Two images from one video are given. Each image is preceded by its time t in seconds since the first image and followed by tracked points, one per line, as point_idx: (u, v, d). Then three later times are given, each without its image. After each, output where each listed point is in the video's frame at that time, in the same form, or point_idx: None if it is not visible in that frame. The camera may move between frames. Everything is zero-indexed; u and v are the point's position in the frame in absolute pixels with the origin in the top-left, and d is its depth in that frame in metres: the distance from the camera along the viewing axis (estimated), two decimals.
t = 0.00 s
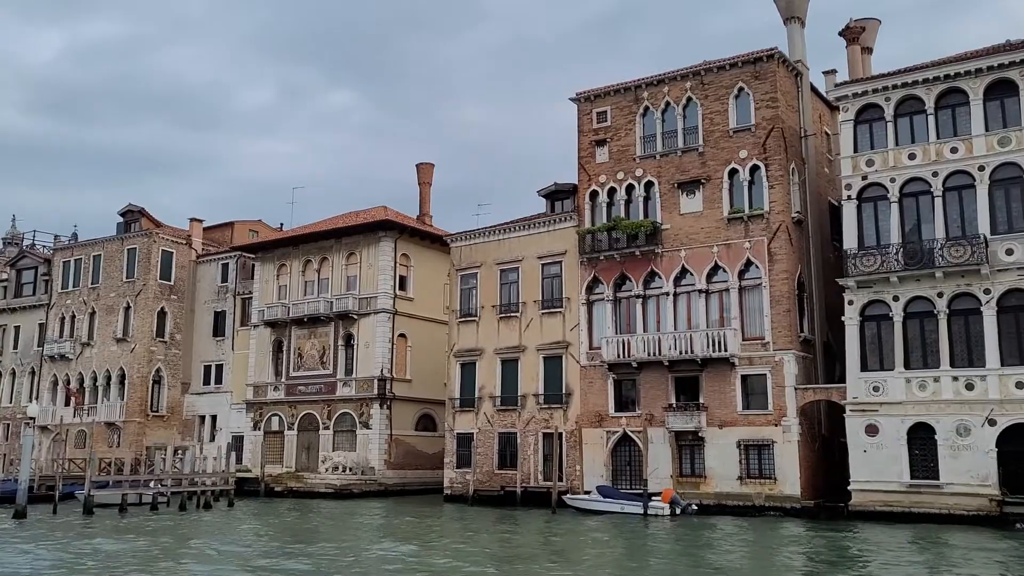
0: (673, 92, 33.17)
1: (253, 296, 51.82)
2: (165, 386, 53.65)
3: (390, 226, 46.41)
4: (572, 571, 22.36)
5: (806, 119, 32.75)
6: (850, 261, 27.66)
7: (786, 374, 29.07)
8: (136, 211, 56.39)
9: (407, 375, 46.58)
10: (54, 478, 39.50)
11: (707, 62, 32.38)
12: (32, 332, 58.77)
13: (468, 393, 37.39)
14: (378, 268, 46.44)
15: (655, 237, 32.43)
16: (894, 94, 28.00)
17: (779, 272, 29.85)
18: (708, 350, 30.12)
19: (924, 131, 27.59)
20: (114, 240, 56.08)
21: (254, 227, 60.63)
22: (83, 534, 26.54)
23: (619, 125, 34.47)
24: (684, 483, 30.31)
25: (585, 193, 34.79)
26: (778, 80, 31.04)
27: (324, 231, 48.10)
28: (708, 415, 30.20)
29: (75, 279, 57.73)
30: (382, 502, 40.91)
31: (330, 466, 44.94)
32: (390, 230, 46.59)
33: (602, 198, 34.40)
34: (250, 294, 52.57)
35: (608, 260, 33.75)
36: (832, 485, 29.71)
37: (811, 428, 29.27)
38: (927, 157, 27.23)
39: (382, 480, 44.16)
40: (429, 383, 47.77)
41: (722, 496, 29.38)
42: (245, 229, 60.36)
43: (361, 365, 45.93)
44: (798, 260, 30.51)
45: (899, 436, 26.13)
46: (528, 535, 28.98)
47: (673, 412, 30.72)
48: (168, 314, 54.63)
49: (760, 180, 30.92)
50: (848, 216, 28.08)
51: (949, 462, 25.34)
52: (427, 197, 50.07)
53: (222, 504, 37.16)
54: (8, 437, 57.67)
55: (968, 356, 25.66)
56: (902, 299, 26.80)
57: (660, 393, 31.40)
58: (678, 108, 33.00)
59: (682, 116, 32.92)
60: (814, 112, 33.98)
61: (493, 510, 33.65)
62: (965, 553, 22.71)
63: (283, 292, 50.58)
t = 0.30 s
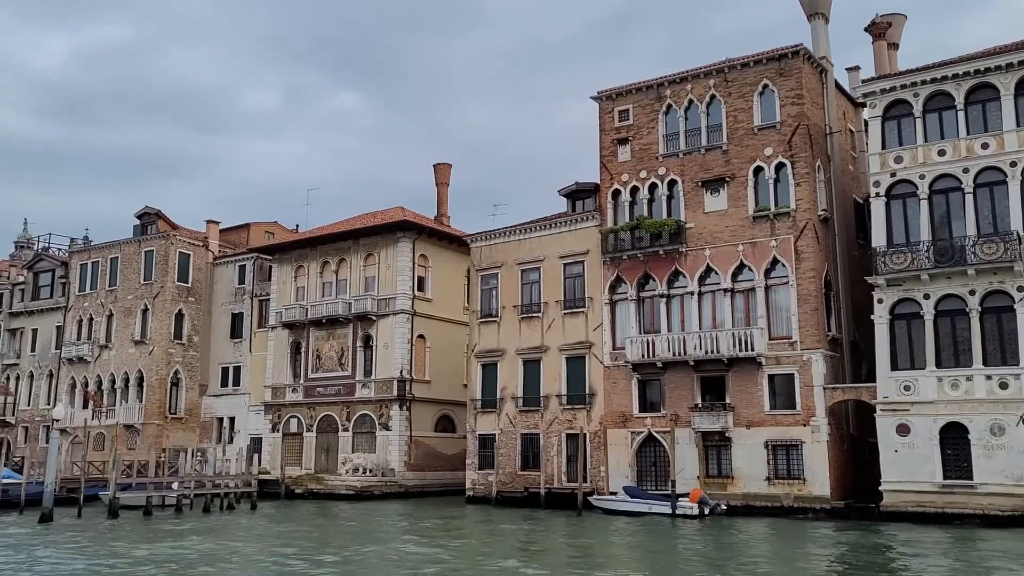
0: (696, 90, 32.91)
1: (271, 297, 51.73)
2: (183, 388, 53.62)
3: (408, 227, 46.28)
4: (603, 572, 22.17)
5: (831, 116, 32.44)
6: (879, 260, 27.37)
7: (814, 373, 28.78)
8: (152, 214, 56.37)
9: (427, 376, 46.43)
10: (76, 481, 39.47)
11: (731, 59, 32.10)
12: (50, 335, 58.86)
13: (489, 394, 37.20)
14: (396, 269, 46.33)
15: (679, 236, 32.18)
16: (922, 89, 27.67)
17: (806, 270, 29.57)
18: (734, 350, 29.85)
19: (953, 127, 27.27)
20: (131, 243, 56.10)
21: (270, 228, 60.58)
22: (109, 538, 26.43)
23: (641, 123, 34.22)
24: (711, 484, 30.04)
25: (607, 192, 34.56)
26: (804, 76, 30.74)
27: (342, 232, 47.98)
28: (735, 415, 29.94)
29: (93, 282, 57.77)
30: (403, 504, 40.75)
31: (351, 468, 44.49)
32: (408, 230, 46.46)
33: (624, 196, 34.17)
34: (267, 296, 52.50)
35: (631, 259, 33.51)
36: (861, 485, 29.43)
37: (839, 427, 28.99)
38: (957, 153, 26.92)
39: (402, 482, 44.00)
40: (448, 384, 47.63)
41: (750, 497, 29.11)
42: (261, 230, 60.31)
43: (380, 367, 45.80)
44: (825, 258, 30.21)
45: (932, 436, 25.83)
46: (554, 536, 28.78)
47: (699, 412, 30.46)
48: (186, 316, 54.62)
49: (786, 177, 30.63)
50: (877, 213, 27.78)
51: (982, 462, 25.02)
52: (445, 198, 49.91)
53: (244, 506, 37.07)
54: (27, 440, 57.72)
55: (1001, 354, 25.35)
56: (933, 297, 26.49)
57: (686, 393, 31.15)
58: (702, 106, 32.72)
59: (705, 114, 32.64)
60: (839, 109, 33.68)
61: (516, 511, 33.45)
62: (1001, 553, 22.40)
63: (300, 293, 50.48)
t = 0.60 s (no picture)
0: (721, 87, 32.58)
1: (290, 298, 51.65)
2: (203, 390, 53.61)
3: (429, 227, 46.13)
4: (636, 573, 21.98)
5: (859, 112, 32.07)
6: (911, 257, 27.04)
7: (846, 373, 28.47)
8: (172, 216, 56.41)
9: (448, 377, 46.27)
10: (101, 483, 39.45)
11: (757, 55, 31.77)
12: (70, 337, 58.96)
13: (513, 394, 36.98)
14: (417, 270, 46.18)
15: (706, 234, 31.89)
16: (955, 84, 27.29)
17: (836, 268, 29.24)
18: (764, 349, 29.56)
19: (987, 122, 26.89)
20: (151, 245, 56.14)
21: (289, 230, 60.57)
22: (139, 541, 26.31)
23: (666, 121, 33.93)
24: (741, 485, 29.75)
25: (632, 190, 34.29)
26: (832, 72, 30.40)
27: (362, 233, 47.85)
28: (765, 415, 29.65)
29: (112, 284, 57.82)
30: (426, 505, 40.59)
31: (373, 469, 44.08)
32: (429, 230, 46.30)
33: (649, 195, 33.89)
34: (286, 298, 52.43)
35: (657, 258, 33.24)
36: (893, 486, 29.09)
37: (871, 427, 28.66)
38: (991, 149, 26.55)
39: (425, 483, 43.85)
40: (469, 384, 47.48)
41: (781, 497, 28.81)
42: (279, 232, 60.29)
43: (402, 367, 45.67)
44: (855, 255, 29.87)
45: (967, 435, 25.48)
46: (582, 537, 28.57)
47: (729, 412, 30.17)
48: (206, 317, 54.63)
49: (815, 174, 30.31)
50: (909, 210, 27.44)
51: (1020, 461, 24.68)
52: (465, 198, 49.74)
53: (269, 507, 36.95)
54: (48, 442, 57.81)
55: None
56: (967, 294, 26.14)
57: (714, 393, 30.86)
58: (728, 103, 32.40)
59: (731, 111, 32.31)
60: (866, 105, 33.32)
61: (543, 512, 33.24)
62: None
63: (320, 294, 50.37)
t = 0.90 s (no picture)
0: (748, 83, 32.26)
1: (310, 299, 51.54)
2: (222, 390, 53.61)
3: (449, 227, 45.96)
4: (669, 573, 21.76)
5: (887, 109, 31.71)
6: (944, 254, 26.70)
7: (877, 372, 28.16)
8: (190, 216, 56.43)
9: (469, 377, 46.09)
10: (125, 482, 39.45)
11: (784, 51, 31.45)
12: (90, 338, 59.05)
13: (536, 394, 36.76)
14: (437, 269, 46.02)
15: (733, 233, 31.59)
16: (988, 79, 26.92)
17: (866, 266, 28.92)
18: (793, 348, 29.26)
19: (1021, 118, 26.51)
20: (170, 245, 56.16)
21: (306, 230, 60.52)
22: (166, 542, 26.22)
23: (691, 118, 33.63)
24: (770, 485, 29.47)
25: (656, 189, 34.02)
26: (861, 68, 30.06)
27: (382, 232, 47.70)
28: (794, 415, 29.35)
29: (131, 284, 57.87)
30: (448, 506, 40.43)
31: (395, 469, 43.92)
32: (449, 230, 46.12)
33: (674, 193, 33.61)
34: (306, 298, 52.35)
35: (682, 257, 32.97)
36: (924, 486, 28.74)
37: (903, 427, 28.35)
38: None
39: (446, 483, 43.69)
40: (490, 384, 47.33)
41: (811, 498, 28.52)
42: (297, 232, 60.23)
43: (422, 368, 45.52)
44: (885, 253, 29.54)
45: (1003, 435, 25.14)
46: (610, 537, 28.35)
47: (757, 412, 29.89)
48: (225, 318, 54.63)
49: (844, 172, 29.99)
50: (941, 207, 27.11)
51: None
52: (484, 197, 49.54)
53: (293, 508, 36.84)
54: (67, 442, 57.90)
55: None
56: (1002, 292, 25.78)
57: (742, 392, 30.58)
58: (754, 100, 32.09)
59: (758, 108, 32.00)
60: (895, 102, 32.94)
61: (568, 513, 33.02)
62: None
63: (340, 294, 50.25)
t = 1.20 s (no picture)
0: (775, 78, 31.95)
1: (328, 296, 51.41)
2: (241, 387, 53.59)
3: (469, 224, 45.77)
4: (700, 570, 21.56)
5: (917, 103, 31.34)
6: (977, 251, 26.37)
7: (907, 370, 27.83)
8: (208, 213, 56.42)
9: (488, 374, 45.90)
10: (146, 478, 39.42)
11: (812, 45, 31.12)
12: (108, 334, 59.13)
13: (559, 392, 36.53)
14: (457, 266, 45.85)
15: (760, 229, 31.29)
16: (1022, 74, 26.52)
17: (897, 262, 28.59)
18: (822, 346, 28.95)
19: None
20: (188, 242, 56.17)
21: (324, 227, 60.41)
22: (192, 538, 26.11)
23: (717, 114, 33.31)
24: (798, 484, 29.18)
25: (681, 185, 33.73)
26: (891, 62, 29.70)
27: (401, 229, 47.56)
28: (823, 413, 29.05)
29: (150, 281, 57.91)
30: (468, 504, 40.24)
31: (415, 466, 43.63)
32: (469, 227, 45.94)
33: (699, 189, 33.32)
34: (324, 295, 52.24)
35: (708, 253, 32.69)
36: (955, 485, 28.39)
37: (934, 426, 28.01)
38: None
39: (466, 481, 43.55)
40: (510, 381, 47.17)
41: (840, 497, 28.23)
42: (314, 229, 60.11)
43: (442, 365, 45.36)
44: (915, 250, 29.19)
45: None
46: (636, 534, 28.14)
47: (785, 410, 29.60)
48: (244, 314, 54.59)
49: (873, 167, 29.65)
50: (974, 203, 26.76)
51: None
52: (504, 194, 49.33)
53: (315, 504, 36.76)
54: (86, 438, 58.01)
55: None
56: None
57: (769, 390, 30.28)
58: (781, 95, 31.76)
59: (785, 103, 31.68)
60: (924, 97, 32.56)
61: (591, 510, 32.81)
62: None
63: (358, 291, 50.11)
